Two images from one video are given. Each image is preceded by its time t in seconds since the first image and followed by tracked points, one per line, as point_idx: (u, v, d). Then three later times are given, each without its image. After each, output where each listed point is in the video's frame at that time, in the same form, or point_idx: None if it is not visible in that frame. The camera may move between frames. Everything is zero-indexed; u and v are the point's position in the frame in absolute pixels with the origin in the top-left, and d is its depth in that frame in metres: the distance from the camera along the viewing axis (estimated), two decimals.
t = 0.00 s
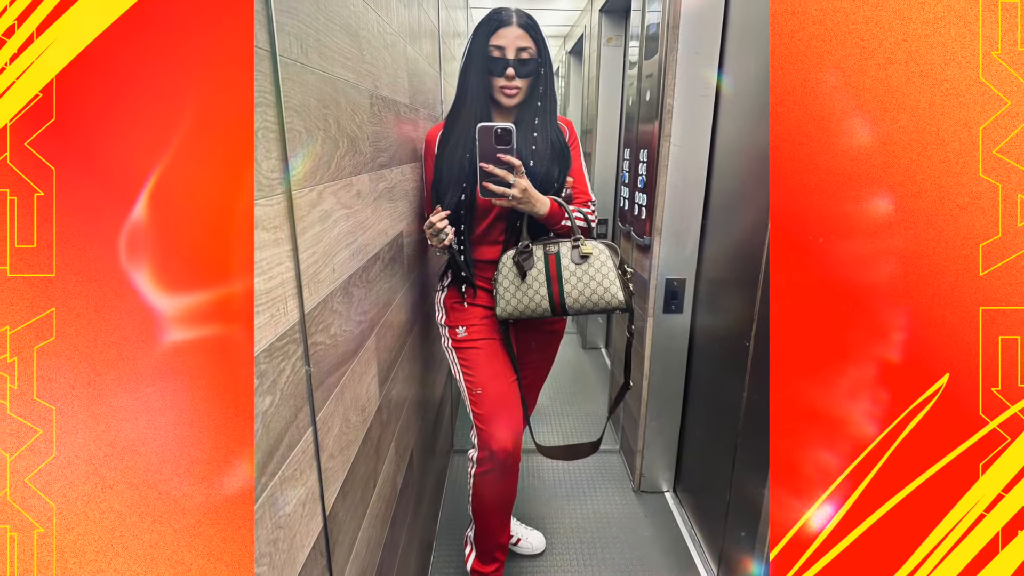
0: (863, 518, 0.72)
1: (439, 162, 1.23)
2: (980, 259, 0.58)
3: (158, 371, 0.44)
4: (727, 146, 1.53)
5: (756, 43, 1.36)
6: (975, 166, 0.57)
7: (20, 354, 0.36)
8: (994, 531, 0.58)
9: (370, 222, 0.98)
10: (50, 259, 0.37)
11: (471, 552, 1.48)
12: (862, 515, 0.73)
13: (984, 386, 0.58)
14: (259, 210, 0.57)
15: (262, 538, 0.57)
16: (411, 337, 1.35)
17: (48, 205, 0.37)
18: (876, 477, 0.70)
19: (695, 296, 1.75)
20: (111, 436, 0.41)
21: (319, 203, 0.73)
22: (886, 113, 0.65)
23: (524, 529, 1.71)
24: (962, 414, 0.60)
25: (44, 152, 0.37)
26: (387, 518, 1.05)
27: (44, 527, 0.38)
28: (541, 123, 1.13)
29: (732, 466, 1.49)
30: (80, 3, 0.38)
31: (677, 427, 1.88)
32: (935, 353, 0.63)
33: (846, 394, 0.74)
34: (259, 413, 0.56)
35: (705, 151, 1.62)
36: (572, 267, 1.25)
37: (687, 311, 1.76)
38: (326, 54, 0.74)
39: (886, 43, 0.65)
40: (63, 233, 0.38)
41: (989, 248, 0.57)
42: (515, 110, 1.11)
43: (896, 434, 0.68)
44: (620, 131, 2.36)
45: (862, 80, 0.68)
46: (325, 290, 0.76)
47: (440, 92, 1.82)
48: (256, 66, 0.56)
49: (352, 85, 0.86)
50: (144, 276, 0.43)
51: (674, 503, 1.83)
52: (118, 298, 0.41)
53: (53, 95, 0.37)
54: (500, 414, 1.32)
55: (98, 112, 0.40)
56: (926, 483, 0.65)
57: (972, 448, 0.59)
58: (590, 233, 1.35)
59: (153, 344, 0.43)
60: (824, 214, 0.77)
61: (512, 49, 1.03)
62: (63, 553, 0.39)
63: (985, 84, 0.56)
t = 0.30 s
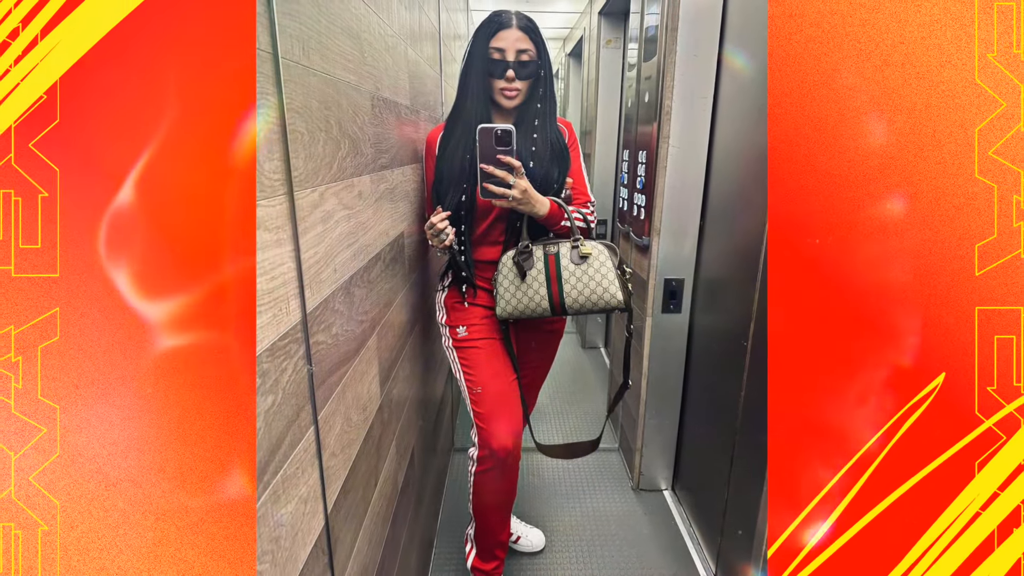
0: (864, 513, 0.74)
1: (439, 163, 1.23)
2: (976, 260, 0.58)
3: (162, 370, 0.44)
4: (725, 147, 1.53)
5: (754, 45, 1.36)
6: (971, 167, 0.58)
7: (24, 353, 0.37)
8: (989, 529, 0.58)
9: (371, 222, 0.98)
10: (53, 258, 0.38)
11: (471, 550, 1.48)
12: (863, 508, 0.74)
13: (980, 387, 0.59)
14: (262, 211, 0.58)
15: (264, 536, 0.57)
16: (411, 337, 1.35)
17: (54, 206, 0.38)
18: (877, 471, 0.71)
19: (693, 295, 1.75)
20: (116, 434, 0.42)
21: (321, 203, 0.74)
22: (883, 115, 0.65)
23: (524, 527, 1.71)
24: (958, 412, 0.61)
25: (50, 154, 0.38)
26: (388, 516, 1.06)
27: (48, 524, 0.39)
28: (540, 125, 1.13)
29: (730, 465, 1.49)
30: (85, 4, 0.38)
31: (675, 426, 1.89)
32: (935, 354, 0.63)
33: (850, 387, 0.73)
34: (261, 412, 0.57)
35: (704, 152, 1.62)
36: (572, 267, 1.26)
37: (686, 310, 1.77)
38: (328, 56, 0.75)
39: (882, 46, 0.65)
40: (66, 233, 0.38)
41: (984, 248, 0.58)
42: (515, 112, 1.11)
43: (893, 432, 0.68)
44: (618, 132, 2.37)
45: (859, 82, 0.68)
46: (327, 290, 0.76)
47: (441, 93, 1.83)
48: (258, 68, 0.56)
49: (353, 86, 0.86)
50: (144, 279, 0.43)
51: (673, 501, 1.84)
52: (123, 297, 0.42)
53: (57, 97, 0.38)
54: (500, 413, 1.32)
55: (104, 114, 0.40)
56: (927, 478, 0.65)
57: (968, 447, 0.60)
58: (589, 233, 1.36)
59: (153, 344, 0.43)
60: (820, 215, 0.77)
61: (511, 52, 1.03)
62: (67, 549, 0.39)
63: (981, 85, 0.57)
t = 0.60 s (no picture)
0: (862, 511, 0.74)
1: (440, 164, 1.24)
2: (972, 260, 0.60)
3: (166, 369, 0.44)
4: (723, 148, 1.54)
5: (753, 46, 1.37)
6: (966, 168, 0.59)
7: (29, 352, 0.38)
8: (985, 527, 0.60)
9: (372, 223, 0.98)
10: (57, 259, 0.38)
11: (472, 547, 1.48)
12: (862, 506, 0.74)
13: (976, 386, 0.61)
14: (265, 211, 0.58)
15: (267, 533, 0.58)
16: (412, 336, 1.36)
17: (59, 206, 0.38)
18: (873, 472, 0.72)
19: (692, 295, 1.75)
20: (119, 433, 0.42)
21: (323, 204, 0.74)
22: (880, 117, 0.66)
23: (524, 525, 1.72)
24: (953, 410, 0.63)
25: (54, 155, 0.38)
26: (388, 514, 1.06)
27: (52, 522, 0.39)
28: (540, 128, 1.14)
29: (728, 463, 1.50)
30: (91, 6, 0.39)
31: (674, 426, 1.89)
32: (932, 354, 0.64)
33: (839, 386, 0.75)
34: (264, 410, 0.57)
35: (702, 153, 1.63)
36: (572, 267, 1.27)
37: (684, 310, 1.77)
38: (330, 58, 0.75)
39: (879, 48, 0.65)
40: (71, 232, 0.39)
41: (980, 248, 0.59)
42: (515, 113, 1.12)
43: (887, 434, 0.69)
44: (617, 134, 2.37)
45: (856, 83, 0.68)
46: (328, 290, 0.77)
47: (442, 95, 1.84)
48: (261, 70, 0.56)
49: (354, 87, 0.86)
50: (144, 281, 0.43)
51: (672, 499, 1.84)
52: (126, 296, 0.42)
53: (61, 99, 0.38)
54: (500, 411, 1.33)
55: (107, 116, 0.41)
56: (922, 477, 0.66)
57: (964, 446, 0.62)
58: (589, 234, 1.37)
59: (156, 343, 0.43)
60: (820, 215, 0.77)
61: (512, 54, 1.04)
62: (71, 547, 0.40)
63: (976, 87, 0.58)
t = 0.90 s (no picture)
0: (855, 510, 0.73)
1: (441, 164, 1.25)
2: (967, 260, 0.61)
3: (168, 368, 0.44)
4: (722, 149, 1.54)
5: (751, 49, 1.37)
6: (963, 169, 0.61)
7: (33, 352, 0.38)
8: (981, 524, 0.62)
9: (373, 223, 0.99)
10: (61, 259, 0.39)
11: (474, 542, 1.47)
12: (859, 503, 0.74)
13: (972, 386, 0.63)
14: (267, 212, 0.58)
15: (269, 531, 0.58)
16: (413, 336, 1.36)
17: (63, 208, 0.39)
18: (869, 473, 0.71)
19: (690, 295, 1.76)
20: (122, 431, 0.42)
21: (324, 206, 0.75)
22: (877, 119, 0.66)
23: (524, 522, 1.72)
24: (952, 409, 0.64)
25: (55, 156, 0.39)
26: (389, 512, 1.06)
27: (56, 519, 0.40)
28: (540, 129, 1.15)
29: (727, 462, 1.50)
30: (97, 7, 0.40)
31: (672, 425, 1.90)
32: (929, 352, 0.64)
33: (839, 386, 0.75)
34: (266, 409, 0.57)
35: (700, 155, 1.64)
36: (571, 268, 1.27)
37: (682, 310, 1.78)
38: (331, 60, 0.76)
39: (875, 49, 0.66)
40: (74, 233, 0.40)
41: (976, 248, 0.60)
42: (515, 115, 1.13)
43: (881, 434, 0.70)
44: (616, 135, 2.38)
45: (853, 85, 0.68)
46: (330, 290, 0.77)
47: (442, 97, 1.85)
48: (263, 72, 0.57)
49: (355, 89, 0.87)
50: (149, 284, 0.44)
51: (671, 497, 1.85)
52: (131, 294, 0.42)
53: (65, 100, 0.39)
54: (500, 410, 1.33)
55: (110, 117, 0.41)
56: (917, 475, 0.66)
57: (960, 444, 0.64)
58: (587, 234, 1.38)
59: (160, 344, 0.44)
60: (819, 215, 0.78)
61: (511, 56, 1.05)
62: (75, 542, 0.41)
63: (972, 89, 0.60)
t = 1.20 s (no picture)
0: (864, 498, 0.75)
1: (443, 166, 1.25)
2: (964, 260, 0.60)
3: (169, 367, 0.45)
4: (720, 150, 1.55)
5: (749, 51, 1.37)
6: (958, 171, 0.59)
7: (38, 351, 0.38)
8: (976, 524, 0.60)
9: (374, 224, 0.99)
10: (66, 259, 0.39)
11: (474, 541, 1.48)
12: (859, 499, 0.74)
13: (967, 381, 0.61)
14: (270, 213, 0.59)
15: (272, 529, 0.58)
16: (414, 336, 1.36)
17: (67, 208, 0.39)
18: (866, 467, 0.74)
19: (689, 295, 1.76)
20: (124, 430, 0.43)
21: (326, 206, 0.75)
22: (871, 120, 0.68)
23: (523, 520, 1.73)
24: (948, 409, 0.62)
25: (61, 158, 0.39)
26: (390, 509, 1.07)
27: (61, 518, 0.39)
28: (540, 130, 1.16)
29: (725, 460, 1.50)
30: (101, 11, 0.40)
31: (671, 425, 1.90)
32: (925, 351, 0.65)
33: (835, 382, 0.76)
34: (269, 408, 0.58)
35: (699, 156, 1.64)
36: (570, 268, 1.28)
37: (681, 310, 1.78)
38: (332, 62, 0.76)
39: (873, 53, 0.68)
40: (79, 233, 0.40)
41: (971, 249, 0.59)
42: (515, 117, 1.14)
43: (879, 431, 0.71)
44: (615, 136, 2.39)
45: (849, 88, 0.71)
46: (332, 290, 0.77)
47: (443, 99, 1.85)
48: (266, 74, 0.57)
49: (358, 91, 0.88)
50: (157, 281, 0.45)
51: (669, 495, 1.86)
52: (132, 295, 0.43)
53: (70, 103, 0.39)
54: (500, 408, 1.34)
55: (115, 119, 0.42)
56: (912, 473, 0.67)
57: (956, 444, 0.62)
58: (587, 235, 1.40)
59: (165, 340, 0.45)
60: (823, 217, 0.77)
61: (512, 58, 1.06)
62: (79, 541, 0.41)
63: (967, 90, 0.59)
